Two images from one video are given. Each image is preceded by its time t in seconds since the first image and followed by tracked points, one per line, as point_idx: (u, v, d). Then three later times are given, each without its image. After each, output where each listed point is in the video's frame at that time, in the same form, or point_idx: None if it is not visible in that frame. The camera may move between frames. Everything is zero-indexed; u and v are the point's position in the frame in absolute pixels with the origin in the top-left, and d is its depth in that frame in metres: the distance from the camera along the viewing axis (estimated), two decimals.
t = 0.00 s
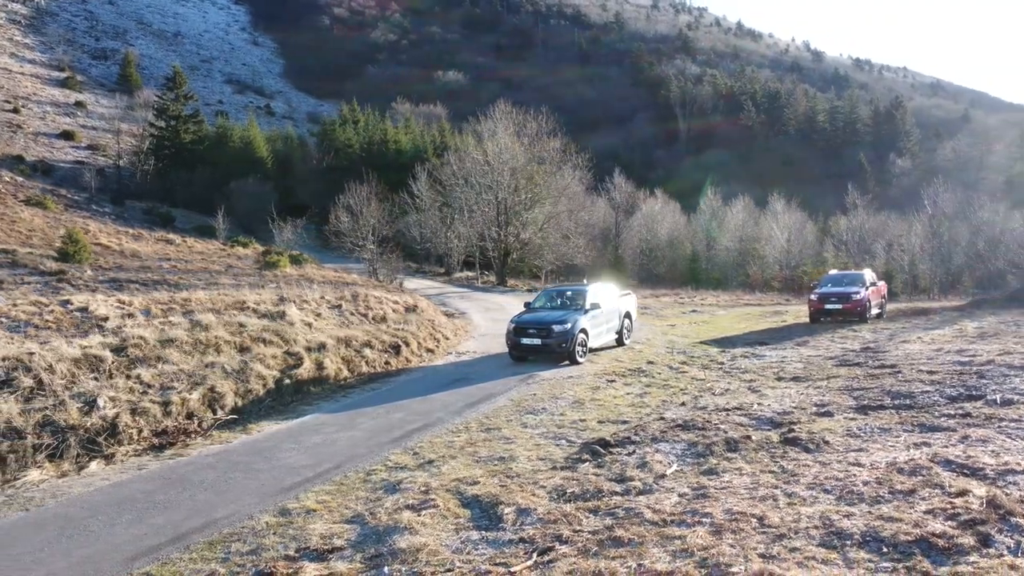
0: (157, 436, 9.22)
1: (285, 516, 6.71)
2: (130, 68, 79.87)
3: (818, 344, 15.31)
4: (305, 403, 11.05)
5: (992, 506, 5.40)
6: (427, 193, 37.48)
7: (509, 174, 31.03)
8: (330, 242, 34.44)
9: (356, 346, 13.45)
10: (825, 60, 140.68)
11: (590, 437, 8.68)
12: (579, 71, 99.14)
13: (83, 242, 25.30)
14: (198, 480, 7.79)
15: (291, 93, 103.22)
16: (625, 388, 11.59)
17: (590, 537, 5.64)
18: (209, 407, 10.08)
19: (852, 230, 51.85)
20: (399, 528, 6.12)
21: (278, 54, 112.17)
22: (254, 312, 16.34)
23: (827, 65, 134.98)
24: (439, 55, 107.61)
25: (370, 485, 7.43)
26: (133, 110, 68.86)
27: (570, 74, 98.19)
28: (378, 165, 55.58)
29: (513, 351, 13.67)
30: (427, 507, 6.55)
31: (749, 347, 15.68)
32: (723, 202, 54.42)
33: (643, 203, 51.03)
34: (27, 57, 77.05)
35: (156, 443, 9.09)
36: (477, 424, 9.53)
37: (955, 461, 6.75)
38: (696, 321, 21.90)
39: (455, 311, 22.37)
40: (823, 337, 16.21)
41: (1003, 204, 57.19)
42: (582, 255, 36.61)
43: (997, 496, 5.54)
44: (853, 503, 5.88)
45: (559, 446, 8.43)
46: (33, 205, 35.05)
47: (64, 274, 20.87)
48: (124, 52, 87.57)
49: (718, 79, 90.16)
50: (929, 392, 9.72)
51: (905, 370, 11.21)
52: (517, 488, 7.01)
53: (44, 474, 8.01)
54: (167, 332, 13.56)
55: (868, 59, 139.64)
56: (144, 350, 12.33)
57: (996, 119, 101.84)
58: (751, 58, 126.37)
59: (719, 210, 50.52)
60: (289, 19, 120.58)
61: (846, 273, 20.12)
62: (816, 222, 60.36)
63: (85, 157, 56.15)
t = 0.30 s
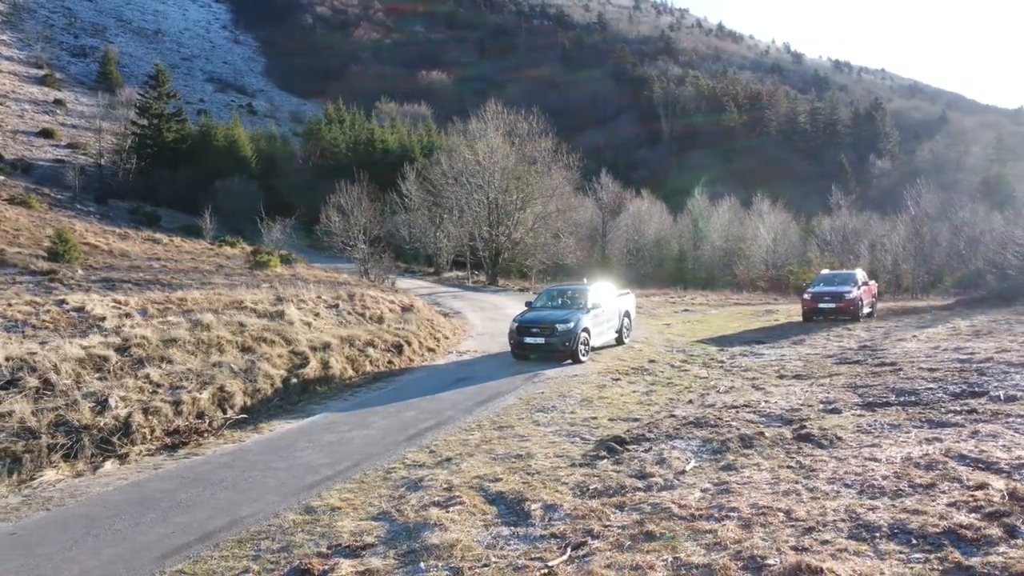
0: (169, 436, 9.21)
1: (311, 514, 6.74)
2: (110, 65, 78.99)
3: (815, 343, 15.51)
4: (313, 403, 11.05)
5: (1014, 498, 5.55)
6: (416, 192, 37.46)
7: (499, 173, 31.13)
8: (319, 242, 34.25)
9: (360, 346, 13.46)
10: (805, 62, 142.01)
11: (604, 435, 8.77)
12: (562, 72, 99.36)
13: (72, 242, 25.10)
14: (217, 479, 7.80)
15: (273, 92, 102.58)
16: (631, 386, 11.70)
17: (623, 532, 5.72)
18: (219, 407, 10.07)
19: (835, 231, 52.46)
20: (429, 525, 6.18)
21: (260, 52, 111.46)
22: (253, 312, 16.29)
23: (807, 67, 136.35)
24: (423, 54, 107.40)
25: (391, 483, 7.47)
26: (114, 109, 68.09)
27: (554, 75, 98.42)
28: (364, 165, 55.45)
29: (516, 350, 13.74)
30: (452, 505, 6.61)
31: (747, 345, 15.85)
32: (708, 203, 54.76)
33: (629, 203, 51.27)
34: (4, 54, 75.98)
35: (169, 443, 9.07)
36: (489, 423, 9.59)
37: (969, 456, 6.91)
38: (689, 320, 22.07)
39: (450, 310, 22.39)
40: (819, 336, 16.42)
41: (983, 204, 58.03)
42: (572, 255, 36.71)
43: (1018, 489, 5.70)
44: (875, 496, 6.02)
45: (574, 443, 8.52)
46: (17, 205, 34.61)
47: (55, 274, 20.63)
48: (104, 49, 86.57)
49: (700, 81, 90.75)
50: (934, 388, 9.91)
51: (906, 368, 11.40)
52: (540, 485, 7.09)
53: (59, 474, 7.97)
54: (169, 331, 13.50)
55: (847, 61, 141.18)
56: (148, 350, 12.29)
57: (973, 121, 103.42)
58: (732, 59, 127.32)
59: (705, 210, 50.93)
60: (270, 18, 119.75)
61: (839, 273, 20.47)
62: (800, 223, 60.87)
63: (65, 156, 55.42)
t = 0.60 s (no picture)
0: (182, 435, 9.19)
1: (337, 512, 6.79)
2: (89, 63, 78.05)
3: (812, 341, 15.73)
4: (321, 402, 11.07)
5: None
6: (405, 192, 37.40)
7: (490, 173, 31.22)
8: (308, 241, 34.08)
9: (364, 345, 13.48)
10: (785, 63, 143.27)
11: (617, 432, 8.87)
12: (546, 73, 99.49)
13: (61, 241, 24.87)
14: (236, 478, 7.81)
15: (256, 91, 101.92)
16: (637, 385, 11.82)
17: (655, 527, 5.82)
18: (229, 406, 10.05)
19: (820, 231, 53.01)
20: (457, 521, 6.25)
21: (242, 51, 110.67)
22: (252, 311, 16.24)
23: (787, 68, 137.57)
24: (406, 53, 107.12)
25: (413, 481, 7.53)
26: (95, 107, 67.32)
27: (538, 75, 98.59)
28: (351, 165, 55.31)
29: (519, 349, 13.82)
30: (478, 502, 6.67)
31: (744, 344, 16.05)
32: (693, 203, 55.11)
33: (615, 203, 51.48)
34: None
35: (182, 443, 9.05)
36: (501, 421, 9.67)
37: (982, 450, 7.09)
38: (682, 319, 22.26)
39: (445, 310, 22.44)
40: (814, 334, 16.66)
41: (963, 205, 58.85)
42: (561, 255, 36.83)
43: None
44: (895, 490, 6.17)
45: (589, 441, 8.62)
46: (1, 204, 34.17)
47: (47, 274, 20.43)
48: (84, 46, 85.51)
49: (683, 82, 91.32)
50: (936, 385, 10.12)
51: (906, 366, 11.61)
52: (562, 482, 7.19)
53: (76, 474, 7.94)
54: (171, 332, 13.43)
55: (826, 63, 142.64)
56: (151, 350, 12.23)
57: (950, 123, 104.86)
58: (714, 60, 128.22)
59: (691, 209, 51.32)
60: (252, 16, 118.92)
61: (830, 273, 20.79)
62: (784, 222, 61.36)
63: (46, 154, 54.64)
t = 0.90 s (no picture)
0: (195, 436, 9.16)
1: (362, 511, 6.83)
2: (68, 61, 77.09)
3: (808, 340, 15.93)
4: (330, 401, 11.06)
5: None
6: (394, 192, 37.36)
7: (482, 173, 31.31)
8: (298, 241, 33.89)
9: (367, 345, 13.48)
10: (766, 64, 144.32)
11: (630, 430, 8.98)
12: (529, 73, 99.60)
13: (49, 240, 24.62)
14: (254, 476, 7.82)
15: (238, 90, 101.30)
16: (642, 383, 11.93)
17: (685, 523, 5.90)
18: (239, 407, 10.04)
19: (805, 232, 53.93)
20: (486, 518, 6.31)
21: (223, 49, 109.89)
22: (251, 312, 16.18)
23: (768, 70, 138.62)
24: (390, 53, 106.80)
25: (434, 479, 7.57)
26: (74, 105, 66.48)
27: (522, 76, 98.69)
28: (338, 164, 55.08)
29: (522, 348, 13.88)
30: (504, 498, 6.73)
31: (741, 343, 16.23)
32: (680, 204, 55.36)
33: (603, 203, 51.61)
34: None
35: (195, 443, 9.03)
36: (513, 420, 9.71)
37: (995, 446, 7.24)
38: (676, 318, 22.43)
39: (440, 309, 22.45)
40: (810, 333, 16.84)
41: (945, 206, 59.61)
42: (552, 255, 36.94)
43: None
44: (915, 485, 6.31)
45: (604, 438, 8.71)
46: None
47: (39, 274, 20.23)
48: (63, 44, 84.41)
49: (666, 83, 91.75)
50: (940, 382, 10.31)
51: (906, 364, 11.81)
52: (584, 478, 7.27)
53: (93, 474, 7.92)
54: (173, 332, 13.35)
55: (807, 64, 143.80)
56: (155, 350, 12.17)
57: (928, 125, 106.09)
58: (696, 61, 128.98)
59: (677, 210, 51.62)
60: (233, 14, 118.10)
61: (822, 273, 21.08)
62: (769, 222, 61.75)
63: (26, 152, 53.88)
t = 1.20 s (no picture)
0: (209, 436, 9.15)
1: (388, 508, 6.89)
2: (47, 58, 76.18)
3: (804, 339, 16.14)
4: (339, 401, 11.07)
5: None
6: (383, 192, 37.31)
7: (475, 174, 31.41)
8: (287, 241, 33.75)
9: (371, 345, 13.51)
10: (747, 66, 145.43)
11: (645, 428, 9.08)
12: (513, 73, 99.62)
13: (39, 240, 24.40)
14: (274, 476, 7.81)
15: (220, 89, 100.60)
16: (648, 382, 12.05)
17: (711, 518, 6.01)
18: (251, 406, 10.03)
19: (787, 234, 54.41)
20: (516, 515, 6.39)
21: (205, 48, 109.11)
22: (250, 312, 16.12)
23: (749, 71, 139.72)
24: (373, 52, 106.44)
25: (456, 477, 7.63)
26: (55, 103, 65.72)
27: (506, 76, 98.75)
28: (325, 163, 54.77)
29: (525, 348, 13.95)
30: (530, 496, 6.80)
31: (739, 342, 16.41)
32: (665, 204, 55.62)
33: (589, 203, 51.76)
34: None
35: (210, 443, 9.02)
36: (525, 419, 9.79)
37: (1006, 441, 7.41)
38: (670, 318, 22.58)
39: (435, 309, 22.47)
40: (805, 333, 17.05)
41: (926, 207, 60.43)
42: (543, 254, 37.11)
43: None
44: (934, 479, 6.46)
45: (619, 437, 8.82)
46: None
47: (31, 274, 20.04)
48: (42, 41, 83.42)
49: (649, 84, 92.21)
50: (942, 380, 10.51)
51: (906, 362, 12.02)
52: (605, 475, 7.36)
53: (111, 474, 7.89)
54: (175, 332, 13.29)
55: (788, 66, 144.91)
56: (160, 350, 12.12)
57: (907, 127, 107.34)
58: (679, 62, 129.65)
59: (663, 211, 51.89)
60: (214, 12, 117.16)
61: (815, 273, 21.35)
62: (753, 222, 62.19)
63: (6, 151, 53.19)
